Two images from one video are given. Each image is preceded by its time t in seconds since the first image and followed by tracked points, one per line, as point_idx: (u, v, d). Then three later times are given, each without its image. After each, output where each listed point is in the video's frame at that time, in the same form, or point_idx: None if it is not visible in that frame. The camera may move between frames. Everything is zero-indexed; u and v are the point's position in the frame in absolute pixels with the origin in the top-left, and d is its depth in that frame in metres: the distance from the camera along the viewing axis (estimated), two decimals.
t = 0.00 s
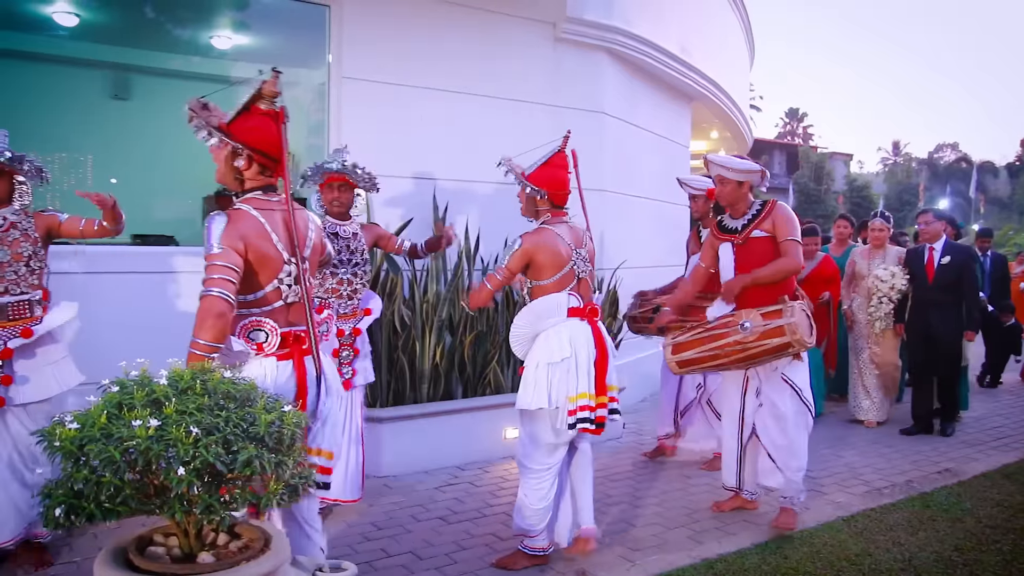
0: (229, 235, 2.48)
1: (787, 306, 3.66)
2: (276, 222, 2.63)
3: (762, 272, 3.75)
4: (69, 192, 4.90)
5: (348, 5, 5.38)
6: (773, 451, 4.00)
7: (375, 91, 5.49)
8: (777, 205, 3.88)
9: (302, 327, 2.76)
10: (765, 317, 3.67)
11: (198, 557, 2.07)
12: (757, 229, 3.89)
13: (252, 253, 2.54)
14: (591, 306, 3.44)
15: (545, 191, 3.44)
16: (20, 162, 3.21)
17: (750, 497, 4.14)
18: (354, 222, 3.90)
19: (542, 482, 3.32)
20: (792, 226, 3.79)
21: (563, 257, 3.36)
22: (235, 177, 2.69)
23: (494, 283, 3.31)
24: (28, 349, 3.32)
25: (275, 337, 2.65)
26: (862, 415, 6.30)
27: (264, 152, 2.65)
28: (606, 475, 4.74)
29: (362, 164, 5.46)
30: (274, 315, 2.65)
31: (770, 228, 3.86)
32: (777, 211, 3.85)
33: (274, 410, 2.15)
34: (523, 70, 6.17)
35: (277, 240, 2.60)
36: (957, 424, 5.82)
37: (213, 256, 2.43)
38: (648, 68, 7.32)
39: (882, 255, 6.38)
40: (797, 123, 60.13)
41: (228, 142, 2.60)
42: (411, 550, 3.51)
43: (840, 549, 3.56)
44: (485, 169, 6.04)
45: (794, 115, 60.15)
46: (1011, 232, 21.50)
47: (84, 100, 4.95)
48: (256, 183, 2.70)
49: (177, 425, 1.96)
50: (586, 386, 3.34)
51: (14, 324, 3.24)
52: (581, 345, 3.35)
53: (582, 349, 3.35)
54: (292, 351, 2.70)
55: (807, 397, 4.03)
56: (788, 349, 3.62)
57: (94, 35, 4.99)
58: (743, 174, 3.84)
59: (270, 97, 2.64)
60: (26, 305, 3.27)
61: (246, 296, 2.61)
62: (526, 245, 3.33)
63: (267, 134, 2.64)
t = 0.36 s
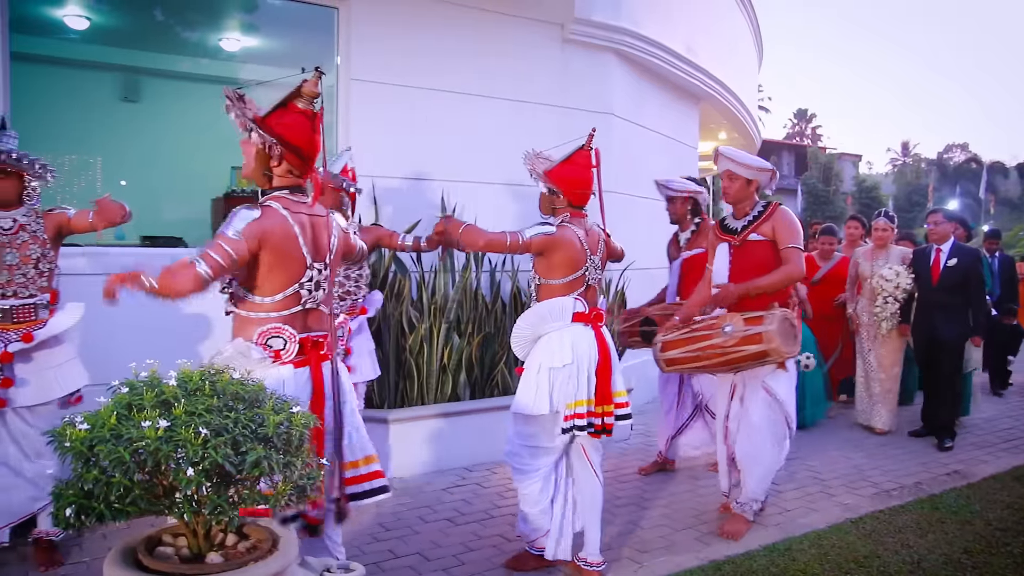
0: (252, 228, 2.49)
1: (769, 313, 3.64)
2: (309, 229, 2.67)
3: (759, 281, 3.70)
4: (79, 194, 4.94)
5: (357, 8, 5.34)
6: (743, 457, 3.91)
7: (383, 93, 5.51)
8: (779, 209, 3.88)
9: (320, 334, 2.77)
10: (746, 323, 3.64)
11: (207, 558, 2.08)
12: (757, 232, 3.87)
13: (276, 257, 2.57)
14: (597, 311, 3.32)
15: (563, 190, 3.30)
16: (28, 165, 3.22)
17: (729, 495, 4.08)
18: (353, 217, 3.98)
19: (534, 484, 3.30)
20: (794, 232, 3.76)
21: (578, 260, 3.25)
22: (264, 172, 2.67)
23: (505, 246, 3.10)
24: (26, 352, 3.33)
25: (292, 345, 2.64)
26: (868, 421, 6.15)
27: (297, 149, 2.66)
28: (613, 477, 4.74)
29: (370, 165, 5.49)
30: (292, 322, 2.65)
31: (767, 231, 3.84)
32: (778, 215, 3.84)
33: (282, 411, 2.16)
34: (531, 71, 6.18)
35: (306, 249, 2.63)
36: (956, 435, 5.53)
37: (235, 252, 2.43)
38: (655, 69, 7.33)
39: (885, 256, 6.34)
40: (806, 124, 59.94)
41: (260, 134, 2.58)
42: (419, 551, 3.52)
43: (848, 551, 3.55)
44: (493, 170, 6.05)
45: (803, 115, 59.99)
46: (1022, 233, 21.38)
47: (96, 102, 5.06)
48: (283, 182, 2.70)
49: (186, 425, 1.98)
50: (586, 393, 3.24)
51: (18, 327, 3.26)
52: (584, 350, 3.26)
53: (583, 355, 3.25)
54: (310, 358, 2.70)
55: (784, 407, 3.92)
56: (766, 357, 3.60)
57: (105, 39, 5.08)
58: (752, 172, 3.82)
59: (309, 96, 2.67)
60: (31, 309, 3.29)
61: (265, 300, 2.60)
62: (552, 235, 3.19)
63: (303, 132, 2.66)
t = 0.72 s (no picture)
0: (196, 235, 2.48)
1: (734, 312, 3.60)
2: (274, 235, 2.63)
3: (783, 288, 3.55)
4: (80, 199, 4.93)
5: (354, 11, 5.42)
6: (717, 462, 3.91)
7: (381, 97, 5.54)
8: (775, 213, 3.83)
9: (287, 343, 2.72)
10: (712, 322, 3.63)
11: (205, 561, 2.08)
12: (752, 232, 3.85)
13: (240, 266, 2.55)
14: (578, 317, 3.27)
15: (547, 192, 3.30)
16: None
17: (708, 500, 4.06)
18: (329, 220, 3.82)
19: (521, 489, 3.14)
20: (793, 234, 3.73)
21: (560, 264, 3.22)
22: (229, 176, 2.65)
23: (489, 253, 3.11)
24: None
25: (257, 356, 2.61)
26: (856, 429, 6.15)
27: (263, 151, 2.61)
28: (611, 480, 4.75)
29: (369, 169, 5.50)
30: (258, 333, 2.62)
31: (764, 236, 3.82)
32: (774, 219, 3.80)
33: (280, 415, 2.17)
34: (529, 74, 6.19)
35: (272, 261, 2.61)
36: (953, 438, 5.55)
37: (161, 247, 2.44)
38: (653, 73, 7.35)
39: (881, 259, 6.34)
40: (804, 127, 60.04)
41: (226, 134, 2.54)
42: (417, 554, 3.52)
43: (847, 554, 3.56)
44: (491, 174, 6.06)
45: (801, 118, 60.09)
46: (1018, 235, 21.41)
47: (95, 108, 4.96)
48: (248, 185, 2.66)
49: (184, 429, 1.98)
50: (578, 397, 3.15)
51: None
52: (568, 354, 3.17)
53: (567, 359, 3.17)
54: (274, 369, 2.66)
55: (763, 416, 3.83)
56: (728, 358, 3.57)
57: (104, 43, 5.01)
58: (759, 168, 3.79)
59: (279, 95, 2.61)
60: None
61: (227, 312, 2.57)
62: (534, 238, 3.18)
63: (272, 130, 2.61)
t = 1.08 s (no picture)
0: (138, 244, 2.36)
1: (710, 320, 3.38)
2: (224, 238, 2.56)
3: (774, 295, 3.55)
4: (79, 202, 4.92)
5: (353, 15, 5.41)
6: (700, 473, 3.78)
7: (380, 100, 5.54)
8: (750, 217, 3.76)
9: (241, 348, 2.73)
10: (687, 331, 3.40)
11: (204, 564, 2.08)
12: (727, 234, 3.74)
13: (187, 274, 2.46)
14: (545, 321, 3.14)
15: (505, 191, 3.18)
16: None
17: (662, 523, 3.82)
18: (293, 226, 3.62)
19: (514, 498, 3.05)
20: (768, 238, 3.68)
21: (522, 264, 3.12)
22: (180, 180, 2.59)
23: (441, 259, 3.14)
24: None
25: (210, 361, 2.58)
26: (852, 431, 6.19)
27: (215, 154, 2.55)
28: (610, 482, 4.74)
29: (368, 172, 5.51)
30: (212, 338, 2.59)
31: (738, 240, 3.72)
32: (749, 223, 3.73)
33: (279, 418, 2.17)
34: (526, 77, 6.19)
35: (223, 267, 2.52)
36: (953, 441, 5.57)
37: (98, 256, 2.35)
38: (651, 76, 7.36)
39: (881, 260, 6.31)
40: (802, 129, 60.09)
41: (175, 138, 2.49)
42: (416, 557, 3.52)
43: (846, 556, 3.56)
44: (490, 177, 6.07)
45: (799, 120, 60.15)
46: (1017, 237, 21.43)
47: (93, 112, 4.98)
48: (201, 190, 2.59)
49: (183, 433, 1.98)
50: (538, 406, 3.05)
51: None
52: (532, 360, 3.06)
53: (532, 365, 3.06)
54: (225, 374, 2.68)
55: (745, 423, 3.75)
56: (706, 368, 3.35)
57: (102, 46, 5.02)
58: (733, 169, 3.74)
59: (231, 96, 2.54)
60: None
61: (177, 318, 2.50)
62: (489, 240, 3.11)
63: (224, 133, 2.55)
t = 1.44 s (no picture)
0: (105, 235, 2.39)
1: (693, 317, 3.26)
2: (184, 243, 2.55)
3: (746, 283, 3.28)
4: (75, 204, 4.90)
5: (353, 18, 5.42)
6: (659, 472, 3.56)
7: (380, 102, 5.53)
8: (718, 214, 3.52)
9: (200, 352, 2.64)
10: (669, 329, 3.26)
11: (205, 565, 2.08)
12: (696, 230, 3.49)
13: (147, 273, 2.46)
14: (513, 323, 3.16)
15: (472, 193, 3.16)
16: None
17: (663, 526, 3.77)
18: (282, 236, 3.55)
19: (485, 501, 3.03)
20: (740, 230, 3.44)
21: (493, 268, 3.12)
22: (141, 190, 2.57)
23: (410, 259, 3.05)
24: None
25: (168, 364, 2.50)
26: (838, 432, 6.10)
27: (176, 166, 2.53)
28: (610, 484, 4.74)
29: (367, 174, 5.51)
30: (168, 340, 2.52)
31: (709, 237, 3.48)
32: (718, 220, 3.49)
33: (279, 420, 2.17)
34: (526, 79, 6.20)
35: (181, 270, 2.53)
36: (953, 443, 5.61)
37: (68, 245, 2.35)
38: (651, 78, 7.37)
39: (876, 262, 6.19)
40: (801, 130, 60.14)
41: (136, 150, 2.48)
42: (417, 559, 3.52)
43: (846, 558, 3.56)
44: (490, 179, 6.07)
45: (799, 122, 60.31)
46: (1016, 239, 21.45)
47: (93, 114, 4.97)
48: (162, 199, 2.57)
49: (184, 434, 1.98)
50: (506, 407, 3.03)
51: None
52: (499, 363, 3.08)
53: (500, 365, 3.08)
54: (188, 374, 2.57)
55: (712, 424, 3.60)
56: (690, 367, 3.21)
57: (102, 48, 5.01)
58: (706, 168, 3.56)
59: (190, 111, 2.51)
60: None
61: (134, 318, 2.47)
62: (464, 244, 3.07)
63: (184, 147, 2.53)
